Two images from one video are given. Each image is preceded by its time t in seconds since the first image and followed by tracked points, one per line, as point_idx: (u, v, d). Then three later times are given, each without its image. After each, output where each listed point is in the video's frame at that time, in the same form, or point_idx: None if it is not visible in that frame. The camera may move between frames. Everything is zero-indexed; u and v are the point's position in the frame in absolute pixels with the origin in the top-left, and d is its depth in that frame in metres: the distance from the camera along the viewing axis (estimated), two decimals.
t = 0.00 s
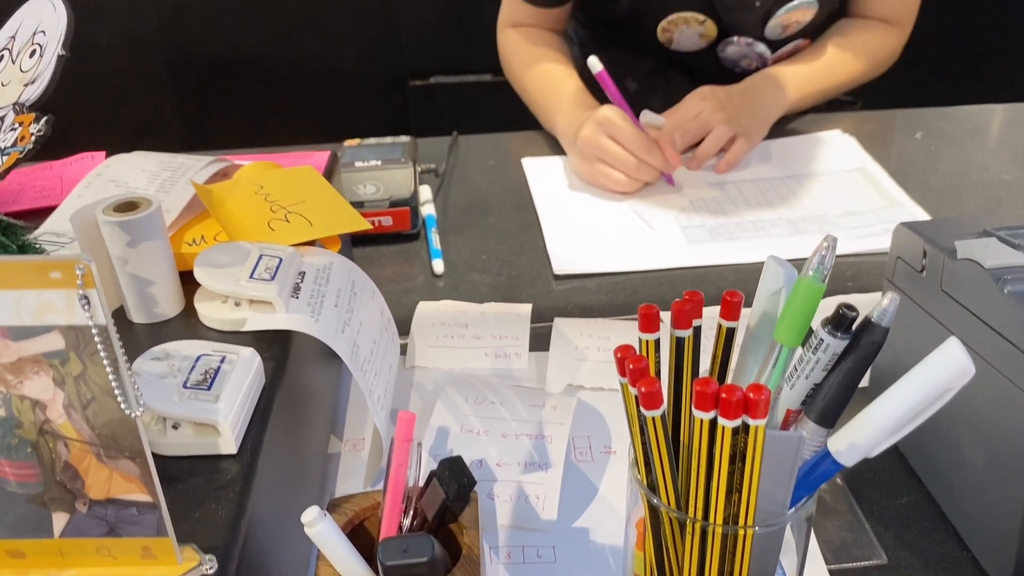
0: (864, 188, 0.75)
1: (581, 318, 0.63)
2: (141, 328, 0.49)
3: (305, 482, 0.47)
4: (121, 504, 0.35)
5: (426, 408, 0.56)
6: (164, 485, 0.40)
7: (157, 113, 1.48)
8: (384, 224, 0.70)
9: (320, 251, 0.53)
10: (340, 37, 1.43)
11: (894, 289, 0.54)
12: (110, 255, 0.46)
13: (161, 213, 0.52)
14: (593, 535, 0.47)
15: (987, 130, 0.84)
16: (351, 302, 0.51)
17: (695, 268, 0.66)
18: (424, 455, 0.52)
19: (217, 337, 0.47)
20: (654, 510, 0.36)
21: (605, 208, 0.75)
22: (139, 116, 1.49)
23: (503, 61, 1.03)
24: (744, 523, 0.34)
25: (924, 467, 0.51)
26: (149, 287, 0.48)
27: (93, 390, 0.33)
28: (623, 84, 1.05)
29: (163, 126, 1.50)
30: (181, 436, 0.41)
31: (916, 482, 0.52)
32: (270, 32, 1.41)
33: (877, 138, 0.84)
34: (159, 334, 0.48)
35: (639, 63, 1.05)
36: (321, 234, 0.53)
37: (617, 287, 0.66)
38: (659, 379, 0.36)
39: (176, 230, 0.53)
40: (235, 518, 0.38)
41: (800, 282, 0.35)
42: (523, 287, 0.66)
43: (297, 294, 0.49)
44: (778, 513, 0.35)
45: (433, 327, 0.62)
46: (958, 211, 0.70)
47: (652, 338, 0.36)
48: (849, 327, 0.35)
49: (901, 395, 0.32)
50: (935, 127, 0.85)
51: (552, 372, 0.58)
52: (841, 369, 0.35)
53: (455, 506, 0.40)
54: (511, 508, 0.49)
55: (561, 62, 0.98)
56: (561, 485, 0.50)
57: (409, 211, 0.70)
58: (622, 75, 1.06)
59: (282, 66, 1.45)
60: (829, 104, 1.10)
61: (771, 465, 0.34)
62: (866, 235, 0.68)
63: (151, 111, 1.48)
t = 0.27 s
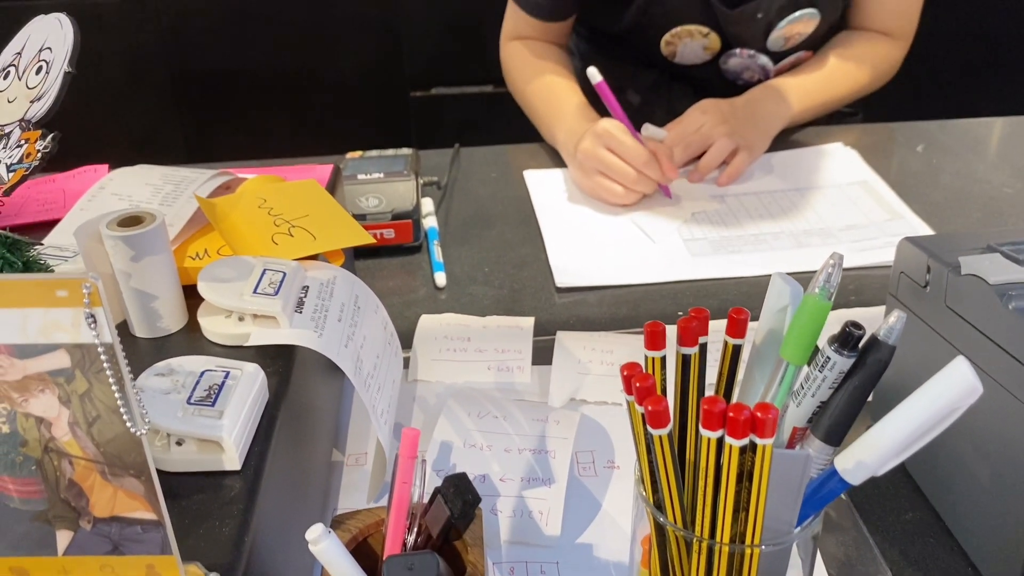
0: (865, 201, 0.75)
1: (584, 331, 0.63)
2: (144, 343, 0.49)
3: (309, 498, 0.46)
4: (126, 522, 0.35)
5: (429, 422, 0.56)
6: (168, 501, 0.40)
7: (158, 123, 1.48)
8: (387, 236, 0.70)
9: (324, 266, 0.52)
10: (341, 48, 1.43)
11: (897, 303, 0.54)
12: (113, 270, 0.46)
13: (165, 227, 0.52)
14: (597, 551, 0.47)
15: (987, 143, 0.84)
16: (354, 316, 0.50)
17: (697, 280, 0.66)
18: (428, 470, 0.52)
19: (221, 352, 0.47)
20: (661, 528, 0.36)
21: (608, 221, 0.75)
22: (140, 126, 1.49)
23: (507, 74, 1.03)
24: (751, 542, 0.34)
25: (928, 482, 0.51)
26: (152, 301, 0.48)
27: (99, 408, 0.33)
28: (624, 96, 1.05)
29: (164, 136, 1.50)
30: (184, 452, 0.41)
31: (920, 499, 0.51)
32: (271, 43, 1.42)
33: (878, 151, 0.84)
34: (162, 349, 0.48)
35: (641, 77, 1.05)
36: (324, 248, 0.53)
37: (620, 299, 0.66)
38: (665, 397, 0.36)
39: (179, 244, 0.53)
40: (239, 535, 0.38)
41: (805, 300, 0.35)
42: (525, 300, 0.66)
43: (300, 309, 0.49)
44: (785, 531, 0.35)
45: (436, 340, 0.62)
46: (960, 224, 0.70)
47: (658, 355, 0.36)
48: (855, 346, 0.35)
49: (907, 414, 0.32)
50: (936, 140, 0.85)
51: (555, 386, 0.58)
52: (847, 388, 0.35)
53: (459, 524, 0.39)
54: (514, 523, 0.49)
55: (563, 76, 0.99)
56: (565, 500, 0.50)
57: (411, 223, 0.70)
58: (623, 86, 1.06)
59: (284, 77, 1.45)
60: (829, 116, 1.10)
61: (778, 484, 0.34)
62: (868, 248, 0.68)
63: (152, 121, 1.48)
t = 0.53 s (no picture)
0: (867, 211, 0.75)
1: (586, 341, 0.62)
2: (144, 353, 0.48)
3: (309, 510, 0.46)
4: (125, 535, 0.35)
5: (430, 432, 0.55)
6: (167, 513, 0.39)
7: (158, 131, 1.48)
8: (387, 245, 0.69)
9: (325, 275, 0.52)
10: (342, 57, 1.43)
11: (901, 312, 0.53)
12: (113, 279, 0.46)
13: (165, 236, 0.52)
14: (599, 563, 0.46)
15: (989, 153, 0.84)
16: (355, 325, 0.50)
17: (699, 289, 0.66)
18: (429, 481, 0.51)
19: (221, 362, 0.47)
20: (666, 541, 0.36)
21: (609, 230, 0.75)
22: (139, 134, 1.49)
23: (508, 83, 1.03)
24: (758, 556, 0.34)
25: (933, 493, 0.50)
26: (152, 310, 0.48)
27: (98, 419, 0.32)
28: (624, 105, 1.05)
29: (164, 145, 1.50)
30: (184, 463, 0.40)
31: (925, 511, 0.51)
32: (271, 51, 1.42)
33: (879, 160, 0.84)
34: (162, 359, 0.48)
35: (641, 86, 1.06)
36: (325, 257, 0.53)
37: (621, 308, 0.65)
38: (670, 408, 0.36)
39: (179, 253, 0.52)
40: (239, 547, 0.38)
41: (812, 310, 0.35)
42: (527, 309, 0.66)
43: (301, 318, 0.48)
44: (792, 545, 0.34)
45: (437, 350, 0.61)
46: (962, 234, 0.70)
47: (663, 366, 0.36)
48: (863, 356, 0.34)
49: (916, 425, 0.32)
50: (937, 149, 0.85)
51: (557, 396, 0.58)
52: (855, 399, 0.35)
53: (461, 536, 0.39)
54: (516, 535, 0.48)
55: (564, 85, 0.99)
56: (567, 511, 0.50)
57: (412, 232, 0.69)
58: (623, 96, 1.06)
59: (284, 85, 1.45)
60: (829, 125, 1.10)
61: (785, 496, 0.33)
62: (870, 258, 0.68)
63: (151, 129, 1.48)
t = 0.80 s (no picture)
0: (866, 219, 0.75)
1: (584, 350, 0.62)
2: (140, 363, 0.48)
3: (305, 522, 0.46)
4: (119, 548, 0.34)
5: (427, 443, 0.55)
6: (162, 526, 0.39)
7: (156, 139, 1.48)
8: (385, 253, 0.69)
9: (322, 285, 0.52)
10: (340, 65, 1.43)
11: (901, 322, 0.53)
12: (109, 289, 0.46)
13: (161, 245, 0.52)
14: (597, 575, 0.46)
15: (987, 161, 0.84)
16: (353, 335, 0.50)
17: (698, 298, 0.66)
18: (426, 492, 0.51)
19: (217, 373, 0.47)
20: (665, 554, 0.36)
21: (608, 238, 0.75)
22: (138, 141, 1.49)
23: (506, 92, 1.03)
24: (758, 570, 0.34)
25: (933, 504, 0.50)
26: (148, 321, 0.47)
27: (91, 433, 0.32)
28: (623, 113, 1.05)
29: (163, 152, 1.50)
30: (180, 475, 0.40)
31: (925, 521, 0.51)
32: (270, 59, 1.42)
33: (878, 168, 0.84)
34: (158, 369, 0.47)
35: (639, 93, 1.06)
36: (322, 266, 0.52)
37: (620, 318, 0.65)
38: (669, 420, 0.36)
39: (175, 263, 0.52)
40: (234, 560, 0.37)
41: (811, 323, 0.34)
42: (525, 318, 0.66)
43: (298, 328, 0.48)
44: (792, 558, 0.34)
45: (435, 359, 0.61)
46: (962, 243, 0.70)
47: (662, 378, 0.36)
48: (863, 369, 0.34)
49: (918, 439, 0.32)
50: (936, 158, 0.85)
51: (555, 406, 0.57)
52: (855, 412, 0.34)
53: (459, 549, 0.39)
54: (514, 547, 0.48)
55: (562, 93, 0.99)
56: (566, 523, 0.49)
57: (410, 240, 0.69)
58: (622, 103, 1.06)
59: (282, 93, 1.45)
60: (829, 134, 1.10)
61: (785, 509, 0.33)
62: (869, 267, 0.68)
63: (150, 137, 1.48)
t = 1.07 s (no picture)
0: (865, 227, 0.75)
1: (583, 358, 0.62)
2: (137, 371, 0.48)
3: (304, 531, 0.45)
4: (117, 560, 0.34)
5: (426, 452, 0.55)
6: (159, 536, 0.39)
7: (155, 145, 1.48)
8: (384, 261, 0.69)
9: (322, 293, 0.52)
10: (339, 72, 1.43)
11: (900, 331, 0.53)
12: (107, 298, 0.46)
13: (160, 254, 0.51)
14: None
15: (986, 169, 0.84)
16: (352, 344, 0.50)
17: (697, 307, 0.66)
18: (425, 502, 0.51)
19: (216, 382, 0.47)
20: (665, 565, 0.36)
21: (607, 246, 0.75)
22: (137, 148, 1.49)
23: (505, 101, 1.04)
24: None
25: (934, 513, 0.50)
26: (147, 329, 0.47)
27: (89, 443, 0.32)
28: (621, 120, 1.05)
29: (161, 159, 1.50)
30: (178, 485, 0.40)
31: (925, 530, 0.50)
32: (269, 66, 1.42)
33: (877, 176, 0.84)
34: (156, 378, 0.47)
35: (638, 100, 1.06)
36: (321, 274, 0.52)
37: (619, 326, 0.65)
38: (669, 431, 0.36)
39: (174, 271, 0.52)
40: (232, 571, 0.37)
41: (812, 333, 0.34)
42: (524, 326, 0.66)
43: (297, 337, 0.48)
44: (792, 568, 0.34)
45: (434, 367, 0.61)
46: (961, 251, 0.70)
47: (661, 388, 0.35)
48: (864, 379, 0.34)
49: (919, 451, 0.32)
50: (935, 165, 0.85)
51: (554, 414, 0.57)
52: (855, 422, 0.34)
53: (458, 560, 0.38)
54: (513, 557, 0.47)
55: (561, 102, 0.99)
56: (565, 532, 0.49)
57: (409, 248, 0.69)
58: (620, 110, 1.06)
59: (281, 100, 1.46)
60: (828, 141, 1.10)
61: (786, 519, 0.33)
62: (868, 275, 0.68)
63: (149, 143, 1.48)
